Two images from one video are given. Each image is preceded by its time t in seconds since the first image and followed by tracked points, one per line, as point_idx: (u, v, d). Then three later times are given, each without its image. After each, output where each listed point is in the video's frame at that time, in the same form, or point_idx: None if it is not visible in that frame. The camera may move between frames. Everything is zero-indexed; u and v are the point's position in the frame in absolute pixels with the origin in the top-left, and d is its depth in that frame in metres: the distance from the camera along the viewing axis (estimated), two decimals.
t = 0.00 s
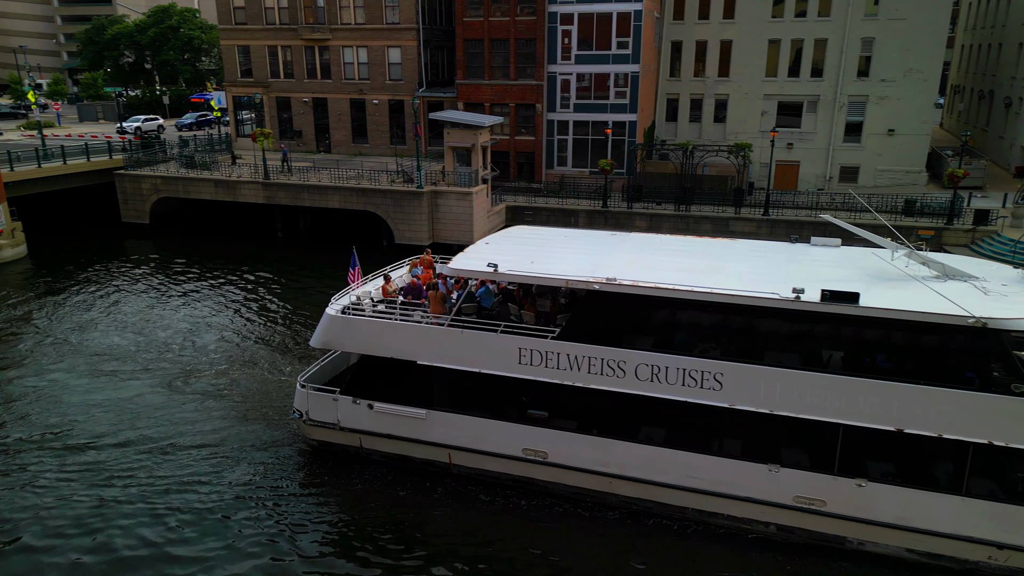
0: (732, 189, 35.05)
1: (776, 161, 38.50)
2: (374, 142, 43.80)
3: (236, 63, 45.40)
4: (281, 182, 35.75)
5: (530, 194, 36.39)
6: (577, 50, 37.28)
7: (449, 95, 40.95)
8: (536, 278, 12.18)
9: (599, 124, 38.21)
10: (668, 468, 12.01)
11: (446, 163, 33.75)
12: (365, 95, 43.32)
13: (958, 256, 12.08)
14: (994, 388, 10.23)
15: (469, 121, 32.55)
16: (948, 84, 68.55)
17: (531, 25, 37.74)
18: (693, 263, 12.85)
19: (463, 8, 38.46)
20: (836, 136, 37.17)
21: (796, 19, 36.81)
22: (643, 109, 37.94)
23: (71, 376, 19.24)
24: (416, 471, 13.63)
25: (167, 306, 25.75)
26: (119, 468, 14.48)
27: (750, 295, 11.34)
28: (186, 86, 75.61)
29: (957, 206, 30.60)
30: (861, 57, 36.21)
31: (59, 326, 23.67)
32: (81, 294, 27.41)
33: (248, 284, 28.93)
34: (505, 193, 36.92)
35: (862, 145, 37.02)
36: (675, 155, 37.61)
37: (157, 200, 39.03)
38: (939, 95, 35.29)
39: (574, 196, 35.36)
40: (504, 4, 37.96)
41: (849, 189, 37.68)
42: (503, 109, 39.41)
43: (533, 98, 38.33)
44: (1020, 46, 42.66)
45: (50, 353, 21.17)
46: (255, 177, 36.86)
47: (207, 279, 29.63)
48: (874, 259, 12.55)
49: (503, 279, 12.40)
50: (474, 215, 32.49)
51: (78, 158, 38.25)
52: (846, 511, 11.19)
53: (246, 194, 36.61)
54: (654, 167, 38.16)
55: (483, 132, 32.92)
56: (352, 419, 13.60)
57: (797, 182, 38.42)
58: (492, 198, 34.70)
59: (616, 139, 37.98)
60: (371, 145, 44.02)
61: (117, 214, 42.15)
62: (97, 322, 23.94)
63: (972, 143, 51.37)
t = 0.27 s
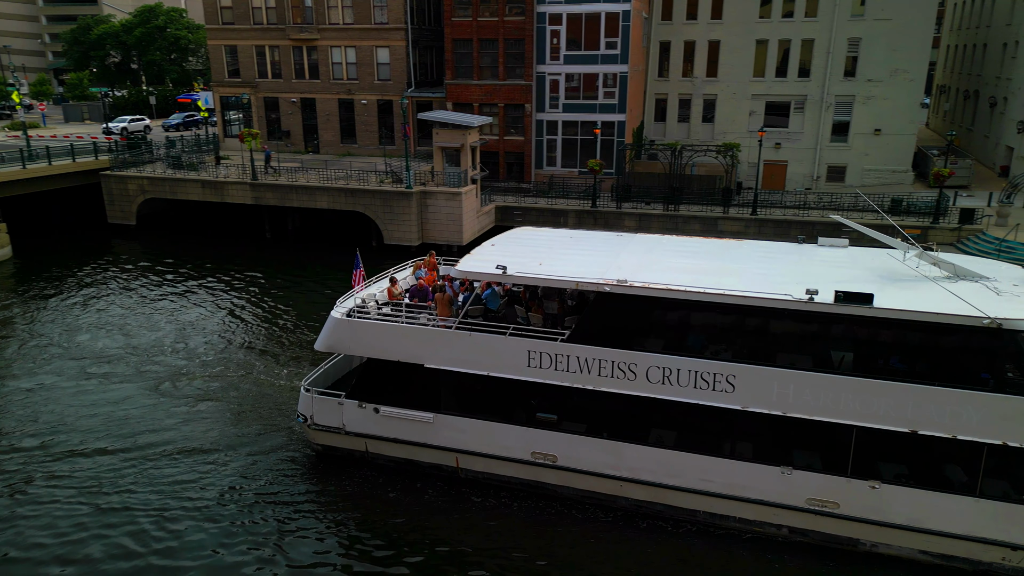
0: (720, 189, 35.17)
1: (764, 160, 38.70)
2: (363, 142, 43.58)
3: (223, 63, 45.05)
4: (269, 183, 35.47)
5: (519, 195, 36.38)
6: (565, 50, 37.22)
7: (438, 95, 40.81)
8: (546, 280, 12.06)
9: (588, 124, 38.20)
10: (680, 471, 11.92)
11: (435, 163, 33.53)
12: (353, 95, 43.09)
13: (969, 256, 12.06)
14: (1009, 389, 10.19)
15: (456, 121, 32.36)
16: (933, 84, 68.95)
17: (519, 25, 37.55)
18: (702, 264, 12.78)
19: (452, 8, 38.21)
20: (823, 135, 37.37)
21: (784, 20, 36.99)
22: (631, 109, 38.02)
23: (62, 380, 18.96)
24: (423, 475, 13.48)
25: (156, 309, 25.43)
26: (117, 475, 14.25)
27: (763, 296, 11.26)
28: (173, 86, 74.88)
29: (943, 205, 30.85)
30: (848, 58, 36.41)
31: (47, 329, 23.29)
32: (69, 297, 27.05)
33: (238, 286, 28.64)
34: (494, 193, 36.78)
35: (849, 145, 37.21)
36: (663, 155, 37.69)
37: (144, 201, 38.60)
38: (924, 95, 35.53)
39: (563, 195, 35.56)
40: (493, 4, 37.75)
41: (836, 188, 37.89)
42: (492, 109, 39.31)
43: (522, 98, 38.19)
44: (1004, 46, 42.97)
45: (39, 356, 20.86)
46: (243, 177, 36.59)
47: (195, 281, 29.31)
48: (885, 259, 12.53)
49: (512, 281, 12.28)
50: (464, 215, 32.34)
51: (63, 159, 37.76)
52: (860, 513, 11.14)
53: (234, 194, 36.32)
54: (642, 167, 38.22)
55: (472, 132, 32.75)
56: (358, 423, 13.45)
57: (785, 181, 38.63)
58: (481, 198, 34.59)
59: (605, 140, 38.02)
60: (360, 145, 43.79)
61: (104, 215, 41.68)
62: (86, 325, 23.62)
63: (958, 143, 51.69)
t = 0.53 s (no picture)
0: (703, 188, 35.30)
1: (746, 159, 38.82)
2: (345, 142, 43.26)
3: (203, 63, 44.53)
4: (250, 184, 35.07)
5: (503, 194, 36.35)
6: (548, 50, 37.19)
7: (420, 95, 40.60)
8: (550, 282, 11.96)
9: (571, 124, 38.11)
10: (685, 472, 11.86)
11: (418, 163, 33.34)
12: (335, 95, 42.77)
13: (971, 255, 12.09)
14: (1015, 387, 10.22)
15: (439, 120, 32.22)
16: (910, 84, 69.63)
17: (502, 25, 37.50)
18: (704, 264, 12.75)
19: (434, 8, 38.12)
20: (803, 134, 37.60)
21: (764, 20, 37.21)
22: (614, 109, 38.13)
23: (45, 385, 18.57)
24: (424, 479, 13.33)
25: (138, 312, 24.99)
26: (108, 483, 13.94)
27: (769, 296, 11.22)
28: (152, 85, 73.81)
29: (921, 203, 31.75)
30: (827, 58, 36.76)
31: (26, 333, 22.79)
32: (48, 300, 26.54)
33: (222, 288, 28.21)
34: (477, 193, 36.58)
35: (829, 144, 37.50)
36: (646, 154, 37.71)
37: (124, 202, 38.01)
38: (902, 95, 35.90)
39: (547, 195, 35.82)
40: (475, 4, 37.68)
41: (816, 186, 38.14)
42: (475, 108, 39.17)
43: (505, 98, 38.07)
44: (980, 47, 43.49)
45: (20, 361, 20.43)
46: (224, 178, 36.20)
47: (178, 284, 28.84)
48: (887, 258, 12.55)
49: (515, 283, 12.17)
50: (448, 215, 32.16)
51: (40, 159, 37.06)
52: (866, 512, 11.13)
53: (214, 195, 35.90)
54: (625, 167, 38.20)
55: (455, 132, 32.56)
56: (358, 426, 13.26)
57: (767, 180, 38.80)
58: (465, 198, 34.46)
59: (589, 140, 38.00)
60: (343, 145, 43.47)
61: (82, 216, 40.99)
62: (67, 328, 23.18)
63: (935, 142, 52.22)
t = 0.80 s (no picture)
0: (685, 187, 35.43)
1: (726, 159, 39.10)
2: (326, 142, 42.96)
3: (182, 63, 44.01)
4: (231, 185, 34.68)
5: (486, 195, 36.25)
6: (530, 50, 37.15)
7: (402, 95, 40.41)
8: (555, 283, 11.87)
9: (553, 125, 38.15)
10: (692, 473, 11.83)
11: (400, 163, 33.14)
12: (317, 95, 42.43)
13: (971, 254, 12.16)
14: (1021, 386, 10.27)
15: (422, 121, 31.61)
16: (888, 84, 70.25)
17: (484, 25, 37.43)
18: (707, 264, 12.72)
19: (415, 8, 37.99)
20: (784, 134, 37.82)
21: (744, 21, 37.41)
22: (597, 110, 38.17)
23: (28, 391, 18.21)
24: (426, 484, 13.19)
25: (121, 314, 24.56)
26: (100, 492, 13.68)
27: (776, 297, 11.20)
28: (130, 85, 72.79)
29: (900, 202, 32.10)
30: (806, 58, 37.01)
31: (6, 338, 22.33)
32: (28, 303, 26.05)
33: (206, 290, 27.81)
34: (460, 193, 36.46)
35: (809, 144, 37.75)
36: (628, 154, 37.80)
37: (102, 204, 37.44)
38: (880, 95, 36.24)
39: (530, 194, 35.84)
40: (457, 4, 37.58)
41: (796, 186, 38.43)
42: (458, 108, 39.07)
43: (487, 98, 38.02)
44: (956, 47, 43.93)
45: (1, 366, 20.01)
46: (204, 179, 35.79)
47: (160, 286, 28.40)
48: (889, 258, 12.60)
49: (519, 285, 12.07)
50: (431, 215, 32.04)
51: (16, 160, 36.40)
52: (873, 512, 11.15)
53: (194, 195, 35.48)
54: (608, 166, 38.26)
55: (438, 132, 32.07)
56: (359, 430, 13.12)
57: (747, 180, 39.06)
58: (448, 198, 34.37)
59: (571, 139, 38.03)
60: (324, 145, 43.16)
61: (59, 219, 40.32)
62: (47, 332, 22.75)
63: (913, 141, 52.75)
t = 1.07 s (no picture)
0: (669, 187, 35.51)
1: (710, 159, 39.18)
2: (310, 142, 42.68)
3: (163, 63, 43.53)
4: (213, 186, 34.31)
5: (471, 195, 36.16)
6: (514, 50, 37.09)
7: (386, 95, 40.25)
8: (562, 284, 11.80)
9: (538, 125, 38.11)
10: (699, 474, 11.81)
11: (384, 163, 32.91)
12: (300, 95, 42.12)
13: (975, 253, 12.22)
14: None
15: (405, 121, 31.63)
16: (868, 84, 70.77)
17: (468, 25, 37.36)
18: (710, 265, 12.70)
19: (399, 8, 37.81)
20: (766, 134, 37.99)
21: (727, 21, 37.58)
22: (581, 110, 38.22)
23: (13, 397, 17.87)
24: (431, 487, 13.08)
25: (106, 317, 24.17)
26: (94, 500, 13.46)
27: (784, 297, 11.19)
28: (110, 85, 71.86)
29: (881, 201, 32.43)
30: (788, 59, 37.23)
31: None
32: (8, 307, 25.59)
33: (191, 292, 27.43)
34: (445, 193, 36.34)
35: (792, 144, 37.97)
36: (612, 154, 37.80)
37: (82, 206, 36.92)
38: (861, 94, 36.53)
39: (514, 194, 35.80)
40: (441, 4, 37.46)
41: (779, 185, 38.58)
42: (442, 108, 38.95)
43: (471, 98, 37.97)
44: (935, 48, 44.33)
45: None
46: (185, 180, 35.40)
47: (145, 288, 27.98)
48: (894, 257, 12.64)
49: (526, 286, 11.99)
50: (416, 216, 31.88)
51: None
52: (881, 511, 11.18)
53: (176, 197, 35.08)
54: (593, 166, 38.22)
55: (422, 132, 32.07)
56: (363, 435, 13.00)
57: (731, 179, 39.18)
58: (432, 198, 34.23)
59: (555, 139, 38.02)
60: (308, 146, 42.87)
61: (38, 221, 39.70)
62: (29, 336, 22.35)
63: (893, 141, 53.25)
